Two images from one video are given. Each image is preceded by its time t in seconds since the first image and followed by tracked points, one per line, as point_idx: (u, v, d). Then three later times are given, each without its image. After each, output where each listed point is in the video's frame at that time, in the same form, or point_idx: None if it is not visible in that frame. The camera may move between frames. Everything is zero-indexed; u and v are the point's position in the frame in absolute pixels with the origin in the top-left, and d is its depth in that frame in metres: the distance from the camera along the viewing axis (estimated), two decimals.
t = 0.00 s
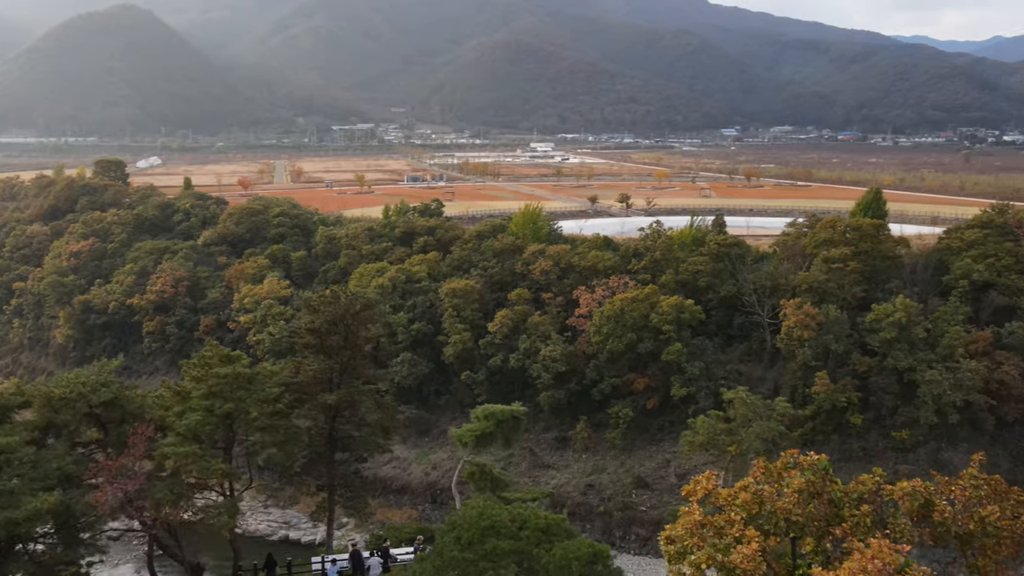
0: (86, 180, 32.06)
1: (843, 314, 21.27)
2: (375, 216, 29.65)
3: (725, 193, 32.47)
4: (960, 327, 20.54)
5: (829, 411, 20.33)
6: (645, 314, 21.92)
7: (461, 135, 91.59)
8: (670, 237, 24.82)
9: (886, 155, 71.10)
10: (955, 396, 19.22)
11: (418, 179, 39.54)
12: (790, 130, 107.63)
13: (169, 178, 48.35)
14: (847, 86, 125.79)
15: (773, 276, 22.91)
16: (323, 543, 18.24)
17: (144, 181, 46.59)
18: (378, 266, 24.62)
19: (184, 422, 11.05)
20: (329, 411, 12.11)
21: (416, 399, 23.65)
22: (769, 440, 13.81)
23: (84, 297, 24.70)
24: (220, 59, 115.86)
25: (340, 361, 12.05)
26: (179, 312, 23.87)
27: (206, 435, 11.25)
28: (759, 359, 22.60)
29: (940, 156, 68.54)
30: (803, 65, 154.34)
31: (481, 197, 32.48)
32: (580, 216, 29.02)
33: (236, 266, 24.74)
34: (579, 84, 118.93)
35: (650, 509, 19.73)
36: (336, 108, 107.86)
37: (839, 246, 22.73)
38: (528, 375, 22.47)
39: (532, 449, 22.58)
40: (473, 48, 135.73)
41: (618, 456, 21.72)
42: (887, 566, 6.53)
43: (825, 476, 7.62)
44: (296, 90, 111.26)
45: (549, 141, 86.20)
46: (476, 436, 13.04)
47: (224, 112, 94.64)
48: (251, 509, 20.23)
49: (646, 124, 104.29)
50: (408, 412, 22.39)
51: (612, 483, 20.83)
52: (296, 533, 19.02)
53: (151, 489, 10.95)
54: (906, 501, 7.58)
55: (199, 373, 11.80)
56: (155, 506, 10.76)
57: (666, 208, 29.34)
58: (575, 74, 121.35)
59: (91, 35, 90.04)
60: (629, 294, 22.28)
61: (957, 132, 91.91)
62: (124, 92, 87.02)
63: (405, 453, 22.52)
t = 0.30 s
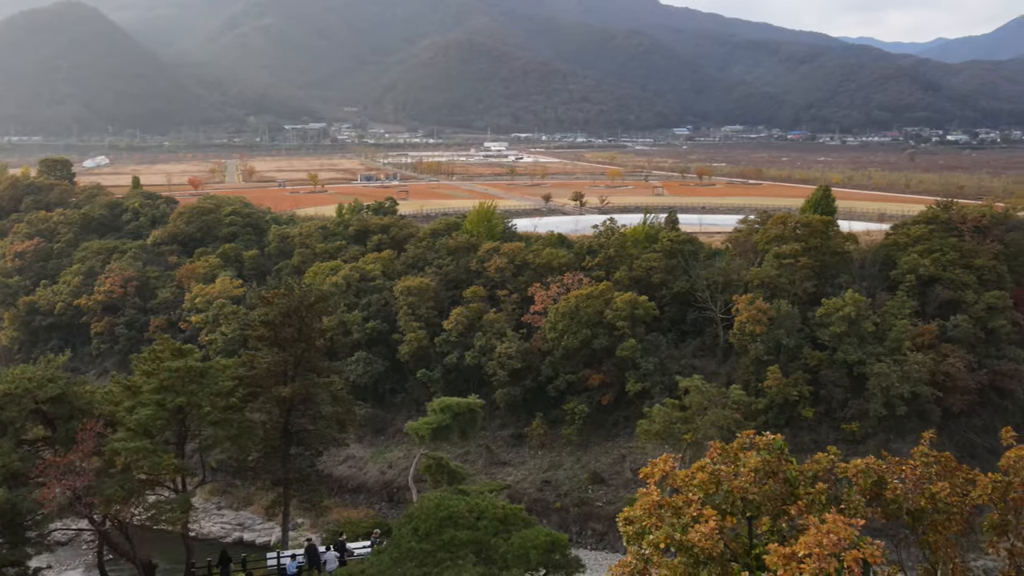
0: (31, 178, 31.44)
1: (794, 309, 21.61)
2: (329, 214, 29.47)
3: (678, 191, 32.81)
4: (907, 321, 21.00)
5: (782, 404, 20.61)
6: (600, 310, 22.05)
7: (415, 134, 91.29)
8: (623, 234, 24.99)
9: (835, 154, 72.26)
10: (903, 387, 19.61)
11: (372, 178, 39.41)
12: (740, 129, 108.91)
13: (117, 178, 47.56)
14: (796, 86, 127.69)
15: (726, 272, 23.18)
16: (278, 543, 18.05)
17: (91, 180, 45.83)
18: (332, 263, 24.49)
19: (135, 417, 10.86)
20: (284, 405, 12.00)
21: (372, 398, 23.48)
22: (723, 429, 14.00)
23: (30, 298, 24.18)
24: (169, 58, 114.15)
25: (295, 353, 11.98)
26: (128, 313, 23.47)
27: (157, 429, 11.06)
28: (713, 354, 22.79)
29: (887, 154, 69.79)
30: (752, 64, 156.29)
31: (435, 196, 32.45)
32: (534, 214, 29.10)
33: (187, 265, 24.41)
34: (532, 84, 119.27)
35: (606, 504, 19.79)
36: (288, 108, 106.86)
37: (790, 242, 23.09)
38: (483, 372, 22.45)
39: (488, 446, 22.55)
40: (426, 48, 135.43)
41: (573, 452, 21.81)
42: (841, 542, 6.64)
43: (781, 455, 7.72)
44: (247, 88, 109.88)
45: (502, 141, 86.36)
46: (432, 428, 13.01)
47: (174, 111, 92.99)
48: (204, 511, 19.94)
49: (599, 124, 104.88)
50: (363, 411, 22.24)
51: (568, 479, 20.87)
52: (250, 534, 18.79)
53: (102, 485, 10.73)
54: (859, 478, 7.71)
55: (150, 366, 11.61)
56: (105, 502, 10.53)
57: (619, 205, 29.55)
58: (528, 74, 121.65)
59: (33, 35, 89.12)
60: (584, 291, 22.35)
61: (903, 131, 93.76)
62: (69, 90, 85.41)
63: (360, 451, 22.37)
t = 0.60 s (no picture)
0: None
1: (749, 304, 21.87)
2: (284, 213, 29.22)
3: (632, 190, 33.05)
4: (858, 315, 21.39)
5: (737, 399, 20.80)
6: (557, 307, 22.13)
7: (370, 133, 90.76)
8: (580, 232, 25.06)
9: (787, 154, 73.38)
10: (855, 380, 19.93)
11: (328, 177, 39.15)
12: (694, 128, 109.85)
13: (66, 177, 46.64)
14: (748, 87, 129.37)
15: (681, 268, 23.39)
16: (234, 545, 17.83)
17: (39, 180, 44.96)
18: (288, 262, 24.32)
19: (87, 412, 10.69)
20: (239, 398, 11.88)
21: (329, 397, 23.30)
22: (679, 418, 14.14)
23: None
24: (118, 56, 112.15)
25: (251, 345, 11.90)
26: (78, 313, 23.01)
27: (109, 424, 10.91)
28: (669, 350, 22.92)
29: (837, 153, 71.13)
30: (705, 64, 158.00)
31: (391, 195, 32.34)
32: (490, 212, 29.10)
33: (139, 265, 24.05)
34: (487, 84, 119.34)
35: (565, 500, 19.81)
36: (241, 107, 105.61)
37: (744, 238, 23.36)
38: (441, 370, 22.39)
39: (446, 443, 22.48)
40: (380, 48, 134.85)
41: (531, 449, 21.84)
42: (800, 516, 6.72)
43: (739, 436, 7.81)
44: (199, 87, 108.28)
45: (458, 141, 86.27)
46: (390, 421, 12.98)
47: (124, 110, 91.33)
48: (158, 514, 19.61)
49: (555, 123, 105.18)
50: (320, 410, 22.06)
51: (527, 475, 20.87)
52: (206, 537, 18.53)
53: (53, 481, 10.51)
54: (816, 457, 7.83)
55: (101, 360, 11.42)
56: (57, 498, 10.33)
57: (576, 203, 29.70)
58: (483, 74, 121.74)
59: None
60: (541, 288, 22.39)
61: (853, 131, 95.38)
62: (15, 88, 83.56)
63: (317, 451, 22.17)
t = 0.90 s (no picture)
0: None
1: (708, 300, 22.06)
2: (242, 212, 28.96)
3: (592, 188, 33.21)
4: (815, 310, 21.68)
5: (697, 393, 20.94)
6: (518, 304, 22.15)
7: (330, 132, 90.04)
8: (540, 229, 25.08)
9: (744, 153, 74.21)
10: (813, 374, 20.12)
11: (286, 176, 38.83)
12: (652, 127, 110.72)
13: (17, 176, 45.67)
14: (705, 87, 130.63)
15: (640, 265, 23.54)
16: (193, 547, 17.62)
17: None
18: (246, 261, 24.16)
19: (40, 407, 10.54)
20: (198, 390, 11.84)
21: (289, 396, 23.09)
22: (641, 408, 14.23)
23: None
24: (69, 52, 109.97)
25: (210, 337, 11.98)
26: (31, 313, 22.53)
27: (64, 419, 10.76)
28: (629, 346, 22.94)
29: (794, 152, 72.13)
30: (663, 64, 159.31)
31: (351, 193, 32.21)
32: (450, 211, 29.04)
33: (94, 265, 23.67)
34: (446, 83, 119.16)
35: (527, 497, 19.77)
36: (197, 106, 104.19)
37: (703, 234, 23.58)
38: (402, 368, 22.31)
39: (409, 441, 22.38)
40: (338, 47, 134.02)
41: (493, 446, 21.81)
42: (762, 493, 6.81)
43: (701, 417, 7.85)
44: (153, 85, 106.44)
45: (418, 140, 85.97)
46: (351, 414, 12.91)
47: (77, 108, 89.28)
48: (114, 517, 19.30)
49: (514, 122, 105.26)
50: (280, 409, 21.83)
51: (489, 472, 20.80)
52: (164, 539, 18.29)
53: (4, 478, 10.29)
54: (777, 437, 7.89)
55: (55, 354, 11.29)
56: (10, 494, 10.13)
57: (535, 202, 29.78)
58: (442, 74, 121.54)
59: None
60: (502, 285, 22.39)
61: (809, 131, 96.85)
62: None
63: (277, 451, 21.93)
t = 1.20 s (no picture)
0: None
1: (669, 296, 22.19)
2: (201, 210, 28.68)
3: (552, 186, 33.33)
4: (775, 305, 21.92)
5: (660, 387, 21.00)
6: (480, 302, 22.17)
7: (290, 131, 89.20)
8: (502, 226, 25.05)
9: (704, 151, 74.94)
10: (773, 368, 20.26)
11: (245, 176, 38.46)
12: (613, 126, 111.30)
13: None
14: (665, 87, 131.73)
15: (602, 262, 23.64)
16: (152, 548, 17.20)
17: None
18: (206, 260, 23.93)
19: None
20: (157, 384, 11.78)
21: (250, 396, 22.81)
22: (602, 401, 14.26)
23: None
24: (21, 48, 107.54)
25: (169, 330, 11.99)
26: None
27: (19, 413, 10.59)
28: (591, 341, 22.93)
29: (752, 151, 72.94)
30: (623, 64, 160.27)
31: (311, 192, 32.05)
32: (411, 209, 28.97)
33: (49, 264, 23.25)
34: (407, 83, 118.81)
35: (490, 494, 19.66)
36: (154, 105, 102.54)
37: (663, 231, 23.79)
38: (364, 367, 22.18)
39: (371, 440, 22.22)
40: (297, 45, 132.92)
41: (457, 443, 21.73)
42: (728, 471, 6.85)
43: (666, 397, 7.88)
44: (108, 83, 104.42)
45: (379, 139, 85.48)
46: (313, 408, 12.83)
47: (28, 107, 86.19)
48: (71, 521, 18.79)
49: (475, 121, 105.21)
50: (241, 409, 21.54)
51: (452, 469, 20.68)
52: (123, 541, 17.88)
53: None
54: (741, 417, 7.94)
55: (9, 348, 11.13)
56: None
57: (497, 200, 29.80)
58: (403, 73, 121.12)
59: None
60: (464, 283, 22.37)
61: (767, 130, 98.05)
62: None
63: (238, 450, 21.58)
